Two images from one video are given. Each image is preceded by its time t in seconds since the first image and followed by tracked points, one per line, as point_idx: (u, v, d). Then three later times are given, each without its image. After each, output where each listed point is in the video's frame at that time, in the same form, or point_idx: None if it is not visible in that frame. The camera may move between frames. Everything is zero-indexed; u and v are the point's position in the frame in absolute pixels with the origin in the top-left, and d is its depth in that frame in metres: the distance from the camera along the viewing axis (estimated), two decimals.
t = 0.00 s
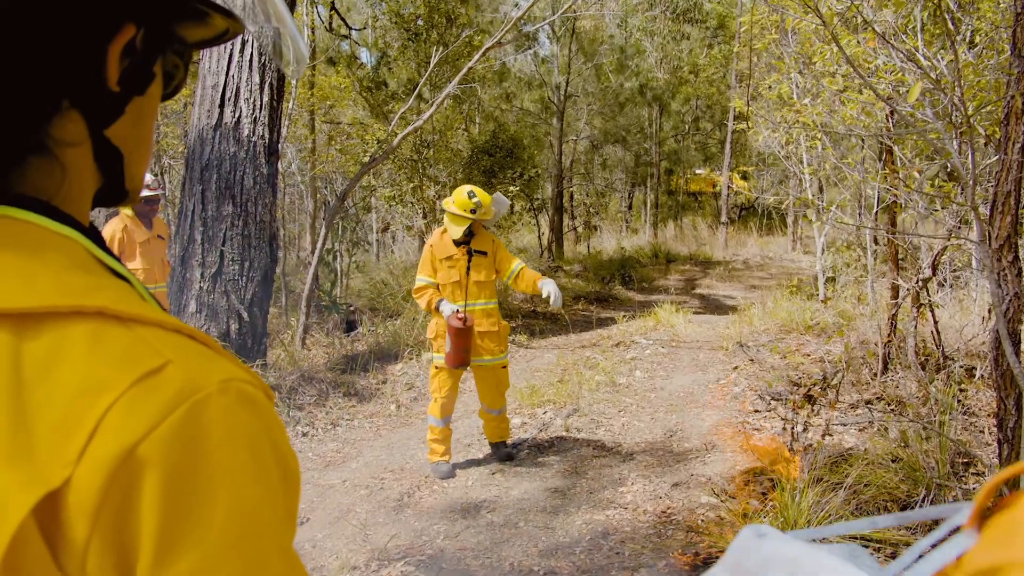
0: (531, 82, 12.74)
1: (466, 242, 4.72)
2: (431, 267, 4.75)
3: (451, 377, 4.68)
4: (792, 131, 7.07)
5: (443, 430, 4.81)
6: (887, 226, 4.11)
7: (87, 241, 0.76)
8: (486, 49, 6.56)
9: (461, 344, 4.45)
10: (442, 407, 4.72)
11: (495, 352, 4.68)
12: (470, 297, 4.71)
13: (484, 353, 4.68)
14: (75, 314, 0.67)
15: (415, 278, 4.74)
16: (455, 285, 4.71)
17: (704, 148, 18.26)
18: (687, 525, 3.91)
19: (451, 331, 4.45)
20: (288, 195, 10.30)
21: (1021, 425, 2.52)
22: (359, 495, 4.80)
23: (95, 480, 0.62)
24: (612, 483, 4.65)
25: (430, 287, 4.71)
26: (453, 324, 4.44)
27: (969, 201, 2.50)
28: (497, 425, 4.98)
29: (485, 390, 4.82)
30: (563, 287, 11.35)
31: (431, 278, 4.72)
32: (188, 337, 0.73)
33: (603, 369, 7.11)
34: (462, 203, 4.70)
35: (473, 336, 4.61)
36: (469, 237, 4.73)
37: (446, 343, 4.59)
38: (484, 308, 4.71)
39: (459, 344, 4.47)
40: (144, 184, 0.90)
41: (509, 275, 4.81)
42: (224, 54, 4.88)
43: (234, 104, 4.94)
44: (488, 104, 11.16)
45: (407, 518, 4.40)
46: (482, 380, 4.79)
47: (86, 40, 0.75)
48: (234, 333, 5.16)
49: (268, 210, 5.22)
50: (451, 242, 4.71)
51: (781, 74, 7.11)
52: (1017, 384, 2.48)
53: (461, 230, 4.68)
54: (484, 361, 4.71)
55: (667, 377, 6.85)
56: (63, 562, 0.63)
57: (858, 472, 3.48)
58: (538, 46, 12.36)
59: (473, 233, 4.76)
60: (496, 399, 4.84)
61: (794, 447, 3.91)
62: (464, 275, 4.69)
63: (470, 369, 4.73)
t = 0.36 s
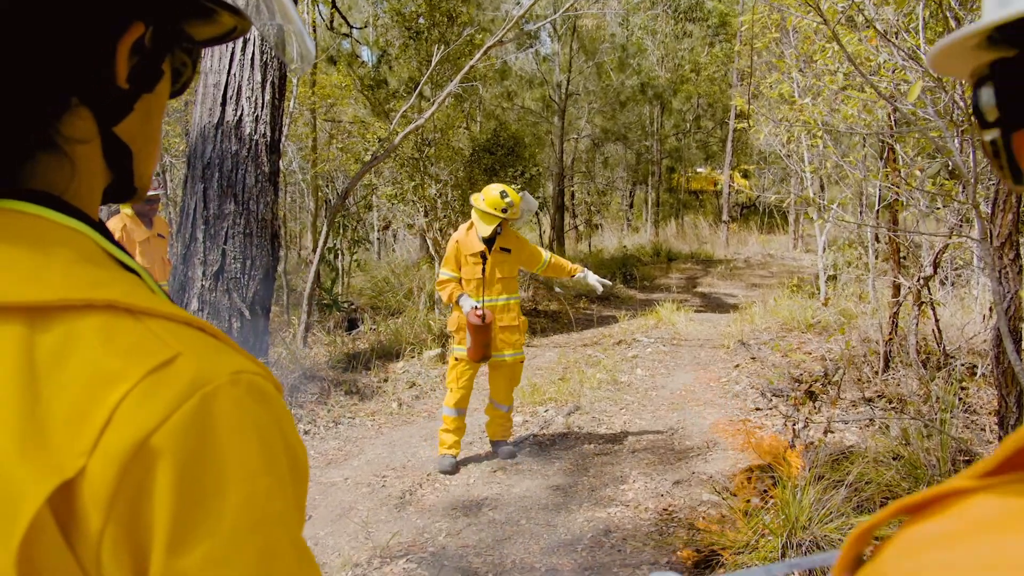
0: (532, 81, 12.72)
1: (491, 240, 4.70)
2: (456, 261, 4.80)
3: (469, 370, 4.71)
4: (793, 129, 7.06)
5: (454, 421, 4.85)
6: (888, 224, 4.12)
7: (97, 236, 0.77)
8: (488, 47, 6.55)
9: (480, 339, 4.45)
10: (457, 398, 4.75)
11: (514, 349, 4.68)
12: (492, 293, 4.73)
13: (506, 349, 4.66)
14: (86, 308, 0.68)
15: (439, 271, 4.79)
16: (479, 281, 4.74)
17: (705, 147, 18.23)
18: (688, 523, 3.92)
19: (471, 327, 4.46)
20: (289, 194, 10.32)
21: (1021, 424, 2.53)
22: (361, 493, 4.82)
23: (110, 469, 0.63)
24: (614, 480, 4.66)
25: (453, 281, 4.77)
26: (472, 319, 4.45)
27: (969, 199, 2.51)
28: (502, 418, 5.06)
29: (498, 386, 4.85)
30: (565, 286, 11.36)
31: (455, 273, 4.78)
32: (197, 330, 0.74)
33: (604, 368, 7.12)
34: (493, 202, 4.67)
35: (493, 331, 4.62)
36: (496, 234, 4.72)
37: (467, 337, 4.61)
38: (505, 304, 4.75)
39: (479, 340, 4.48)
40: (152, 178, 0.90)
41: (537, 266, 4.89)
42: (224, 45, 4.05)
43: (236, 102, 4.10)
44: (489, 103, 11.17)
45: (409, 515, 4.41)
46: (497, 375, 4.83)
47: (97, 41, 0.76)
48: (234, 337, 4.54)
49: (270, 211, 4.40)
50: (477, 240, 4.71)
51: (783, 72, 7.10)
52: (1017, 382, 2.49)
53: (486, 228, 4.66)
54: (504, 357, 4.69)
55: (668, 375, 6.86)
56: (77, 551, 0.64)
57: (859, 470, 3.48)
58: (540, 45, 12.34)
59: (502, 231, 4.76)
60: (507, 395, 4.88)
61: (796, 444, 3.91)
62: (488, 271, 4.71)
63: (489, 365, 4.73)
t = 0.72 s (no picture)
0: (534, 80, 12.73)
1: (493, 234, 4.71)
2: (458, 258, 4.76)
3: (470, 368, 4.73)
4: (795, 129, 7.07)
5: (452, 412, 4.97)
6: (889, 224, 4.12)
7: (107, 234, 0.79)
8: (489, 47, 6.55)
9: (483, 338, 4.47)
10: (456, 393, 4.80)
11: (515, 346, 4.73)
12: (494, 289, 4.77)
13: (506, 344, 4.71)
14: (97, 303, 0.70)
15: (442, 266, 4.74)
16: (483, 276, 4.73)
17: (706, 146, 18.22)
18: (689, 521, 3.94)
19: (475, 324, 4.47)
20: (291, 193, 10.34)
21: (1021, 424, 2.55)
22: (362, 491, 4.84)
23: (121, 458, 0.65)
24: (614, 479, 4.68)
25: (455, 277, 4.73)
26: (476, 317, 4.46)
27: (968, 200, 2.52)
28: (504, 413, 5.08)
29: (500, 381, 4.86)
30: (565, 285, 11.38)
31: (457, 269, 4.74)
32: (204, 326, 0.76)
33: (605, 366, 7.14)
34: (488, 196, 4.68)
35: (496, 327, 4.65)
36: (497, 228, 4.72)
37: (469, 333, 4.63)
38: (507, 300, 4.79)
39: (481, 338, 4.51)
40: (160, 178, 0.92)
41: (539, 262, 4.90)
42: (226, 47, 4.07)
43: (237, 102, 4.11)
44: (491, 102, 11.18)
45: (410, 513, 4.44)
46: (499, 371, 4.84)
47: (107, 45, 0.78)
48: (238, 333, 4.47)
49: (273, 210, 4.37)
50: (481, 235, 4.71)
51: (784, 72, 7.10)
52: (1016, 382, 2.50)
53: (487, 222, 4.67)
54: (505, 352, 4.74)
55: (669, 374, 6.88)
56: (88, 539, 0.66)
57: (858, 468, 3.49)
58: (542, 44, 12.34)
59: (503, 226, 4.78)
60: (509, 391, 4.91)
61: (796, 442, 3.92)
62: (492, 266, 4.73)
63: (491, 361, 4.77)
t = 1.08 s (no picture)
0: (536, 79, 12.74)
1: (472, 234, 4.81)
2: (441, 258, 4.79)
3: (456, 370, 4.74)
4: (796, 127, 7.06)
5: (443, 416, 4.99)
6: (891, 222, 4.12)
7: (111, 223, 0.81)
8: (490, 46, 6.55)
9: (473, 337, 4.52)
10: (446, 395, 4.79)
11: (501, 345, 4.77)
12: (481, 289, 4.81)
13: (494, 343, 4.74)
14: (102, 289, 0.71)
15: (426, 267, 4.78)
16: (467, 276, 4.78)
17: (708, 145, 18.21)
18: (690, 517, 3.95)
19: (466, 324, 4.51)
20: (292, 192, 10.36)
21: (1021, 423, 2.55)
22: (364, 488, 4.86)
23: (123, 440, 0.66)
24: (615, 476, 4.69)
25: (440, 278, 4.75)
26: (468, 316, 4.50)
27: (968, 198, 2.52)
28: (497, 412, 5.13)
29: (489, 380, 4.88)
30: (567, 284, 11.37)
31: (442, 269, 4.77)
32: (205, 312, 0.78)
33: (607, 365, 7.15)
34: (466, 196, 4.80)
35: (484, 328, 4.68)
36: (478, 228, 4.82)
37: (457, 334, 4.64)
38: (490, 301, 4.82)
39: (471, 337, 4.54)
40: (163, 169, 0.94)
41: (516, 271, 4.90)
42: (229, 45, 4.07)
43: (240, 100, 4.12)
44: (492, 101, 11.18)
45: (412, 510, 4.45)
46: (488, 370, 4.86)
47: (109, 40, 0.79)
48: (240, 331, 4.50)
49: (275, 208, 4.39)
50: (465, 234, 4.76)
51: (787, 70, 7.09)
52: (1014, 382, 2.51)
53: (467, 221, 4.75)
54: (493, 351, 4.77)
55: (670, 372, 6.89)
56: (92, 518, 0.67)
57: (858, 465, 3.50)
58: (544, 43, 12.32)
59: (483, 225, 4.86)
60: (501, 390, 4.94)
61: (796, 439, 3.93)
62: (476, 267, 4.79)
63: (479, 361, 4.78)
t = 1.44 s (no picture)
0: (538, 77, 12.69)
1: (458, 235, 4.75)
2: (426, 259, 4.77)
3: (450, 369, 4.77)
4: (799, 126, 7.07)
5: (441, 414, 5.04)
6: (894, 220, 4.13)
7: (135, 226, 0.82)
8: (493, 45, 6.53)
9: (465, 337, 4.50)
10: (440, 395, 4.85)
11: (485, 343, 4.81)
12: (466, 289, 4.80)
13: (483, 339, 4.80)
14: (131, 292, 0.73)
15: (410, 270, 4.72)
16: (452, 277, 4.74)
17: (711, 143, 18.20)
18: (693, 515, 3.97)
19: (458, 324, 4.48)
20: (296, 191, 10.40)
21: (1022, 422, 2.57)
22: (369, 486, 4.89)
23: (155, 439, 0.68)
24: (619, 475, 4.71)
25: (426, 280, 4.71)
26: (459, 317, 4.46)
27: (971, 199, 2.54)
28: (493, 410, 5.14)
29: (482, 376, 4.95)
30: (570, 283, 11.40)
31: (427, 271, 4.73)
32: (227, 313, 0.80)
33: (610, 364, 7.17)
34: (455, 196, 4.68)
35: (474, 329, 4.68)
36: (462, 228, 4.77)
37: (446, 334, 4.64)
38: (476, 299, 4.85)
39: (461, 338, 4.53)
40: (180, 174, 0.94)
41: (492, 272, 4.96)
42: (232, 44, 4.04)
43: (243, 100, 4.12)
44: (496, 100, 11.20)
45: (416, 508, 4.48)
46: (480, 366, 4.92)
47: (138, 46, 0.80)
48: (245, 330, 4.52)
49: (279, 206, 4.40)
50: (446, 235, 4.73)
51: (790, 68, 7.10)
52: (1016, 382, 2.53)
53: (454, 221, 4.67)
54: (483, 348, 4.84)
55: (673, 371, 6.92)
56: (125, 509, 0.69)
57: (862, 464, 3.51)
58: (547, 42, 12.31)
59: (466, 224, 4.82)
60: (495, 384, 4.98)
61: (799, 437, 3.94)
62: (461, 267, 4.77)
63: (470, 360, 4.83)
